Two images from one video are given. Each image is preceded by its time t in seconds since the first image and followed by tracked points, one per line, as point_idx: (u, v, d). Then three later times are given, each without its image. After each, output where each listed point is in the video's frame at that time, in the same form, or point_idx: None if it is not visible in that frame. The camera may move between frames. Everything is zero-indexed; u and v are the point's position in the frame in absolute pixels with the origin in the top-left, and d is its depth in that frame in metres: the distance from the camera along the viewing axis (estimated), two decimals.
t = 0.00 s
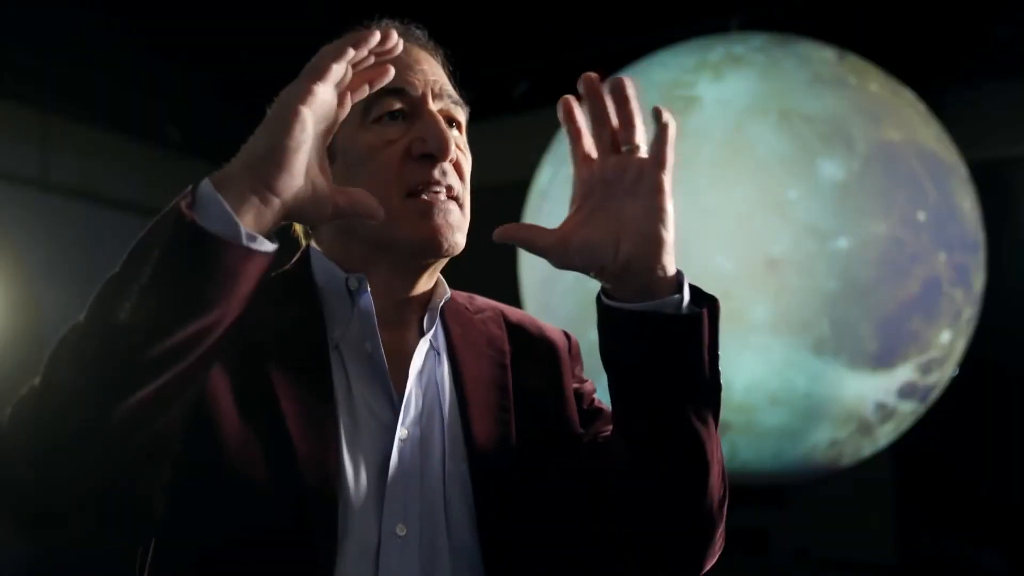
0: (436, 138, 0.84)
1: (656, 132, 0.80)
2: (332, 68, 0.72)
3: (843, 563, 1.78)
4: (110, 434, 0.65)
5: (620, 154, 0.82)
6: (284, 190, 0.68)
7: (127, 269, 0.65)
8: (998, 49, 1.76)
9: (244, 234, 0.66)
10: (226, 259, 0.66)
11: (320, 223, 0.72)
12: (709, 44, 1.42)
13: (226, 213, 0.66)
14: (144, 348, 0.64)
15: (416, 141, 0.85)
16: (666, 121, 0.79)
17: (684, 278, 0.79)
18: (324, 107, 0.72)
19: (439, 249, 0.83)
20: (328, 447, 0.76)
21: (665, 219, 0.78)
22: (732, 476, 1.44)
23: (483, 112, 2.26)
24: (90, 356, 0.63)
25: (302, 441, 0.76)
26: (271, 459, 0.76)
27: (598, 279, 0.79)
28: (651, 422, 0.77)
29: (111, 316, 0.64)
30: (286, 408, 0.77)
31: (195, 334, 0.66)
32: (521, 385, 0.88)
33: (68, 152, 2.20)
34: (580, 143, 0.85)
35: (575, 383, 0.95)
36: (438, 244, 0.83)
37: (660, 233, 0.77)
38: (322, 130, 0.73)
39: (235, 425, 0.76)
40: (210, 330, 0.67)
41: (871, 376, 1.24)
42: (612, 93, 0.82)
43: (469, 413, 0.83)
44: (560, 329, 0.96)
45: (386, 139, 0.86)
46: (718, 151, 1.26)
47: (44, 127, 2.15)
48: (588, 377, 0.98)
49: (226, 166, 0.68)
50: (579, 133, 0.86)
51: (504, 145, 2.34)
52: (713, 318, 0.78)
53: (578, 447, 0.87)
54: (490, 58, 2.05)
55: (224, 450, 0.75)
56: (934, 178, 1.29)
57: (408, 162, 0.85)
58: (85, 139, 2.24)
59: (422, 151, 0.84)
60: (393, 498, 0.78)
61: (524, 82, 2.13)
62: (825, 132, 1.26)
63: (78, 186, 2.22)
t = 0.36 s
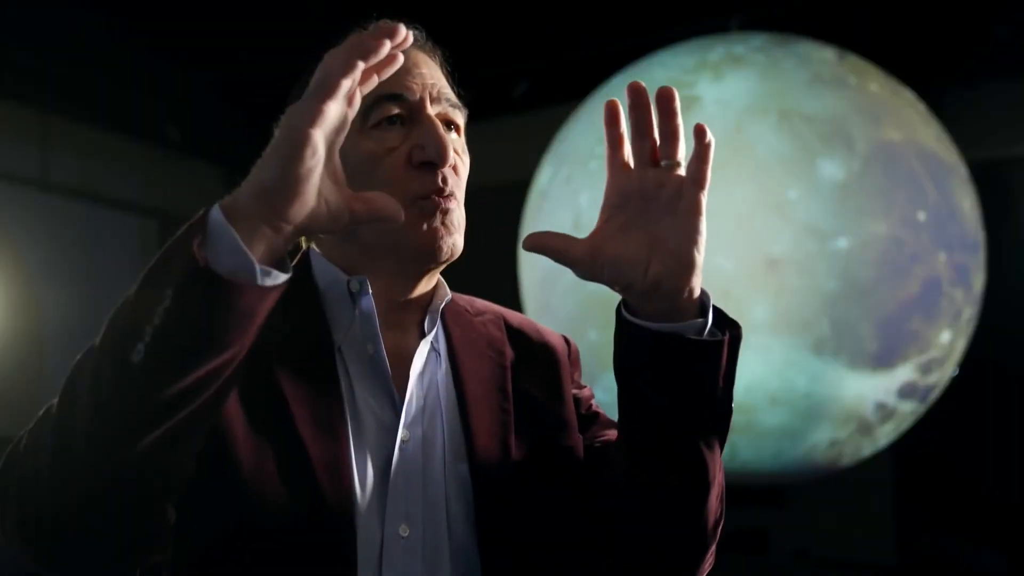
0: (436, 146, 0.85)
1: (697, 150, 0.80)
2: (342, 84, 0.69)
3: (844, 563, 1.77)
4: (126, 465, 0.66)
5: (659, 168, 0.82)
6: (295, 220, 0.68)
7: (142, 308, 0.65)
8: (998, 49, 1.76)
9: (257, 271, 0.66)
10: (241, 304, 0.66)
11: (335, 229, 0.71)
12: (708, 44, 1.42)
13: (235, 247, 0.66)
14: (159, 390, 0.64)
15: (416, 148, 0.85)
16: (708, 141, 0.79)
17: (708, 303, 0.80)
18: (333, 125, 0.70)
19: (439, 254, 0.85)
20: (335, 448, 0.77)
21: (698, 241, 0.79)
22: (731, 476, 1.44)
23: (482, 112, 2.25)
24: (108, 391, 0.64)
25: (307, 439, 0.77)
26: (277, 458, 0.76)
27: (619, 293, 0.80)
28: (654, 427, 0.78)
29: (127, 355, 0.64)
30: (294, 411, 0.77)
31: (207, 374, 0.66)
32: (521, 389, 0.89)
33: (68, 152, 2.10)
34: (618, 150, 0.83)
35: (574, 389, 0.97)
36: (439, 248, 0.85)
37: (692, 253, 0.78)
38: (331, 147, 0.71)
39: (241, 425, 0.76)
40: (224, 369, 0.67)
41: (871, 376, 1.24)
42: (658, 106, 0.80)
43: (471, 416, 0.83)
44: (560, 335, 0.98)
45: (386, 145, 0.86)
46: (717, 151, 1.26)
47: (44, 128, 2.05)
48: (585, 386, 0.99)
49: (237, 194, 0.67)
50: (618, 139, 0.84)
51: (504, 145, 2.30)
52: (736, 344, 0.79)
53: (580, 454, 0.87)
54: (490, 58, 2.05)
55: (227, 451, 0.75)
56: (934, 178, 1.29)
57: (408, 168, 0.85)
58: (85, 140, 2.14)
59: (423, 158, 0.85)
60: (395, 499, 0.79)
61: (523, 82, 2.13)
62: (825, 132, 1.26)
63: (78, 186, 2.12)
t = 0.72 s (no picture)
0: (431, 143, 0.85)
1: (699, 171, 0.80)
2: (347, 58, 0.75)
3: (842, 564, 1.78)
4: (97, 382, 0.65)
5: (667, 189, 0.82)
6: (287, 159, 0.69)
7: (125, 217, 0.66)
8: (999, 48, 1.76)
9: (246, 195, 0.67)
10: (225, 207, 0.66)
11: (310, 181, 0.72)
12: (708, 44, 1.42)
13: (231, 173, 0.67)
14: (137, 282, 0.64)
15: (411, 146, 0.85)
16: (709, 161, 0.79)
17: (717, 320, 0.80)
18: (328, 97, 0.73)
19: (433, 252, 0.84)
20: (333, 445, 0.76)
21: (708, 262, 0.79)
22: (732, 476, 1.44)
23: (482, 112, 2.25)
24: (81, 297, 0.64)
25: (301, 440, 0.76)
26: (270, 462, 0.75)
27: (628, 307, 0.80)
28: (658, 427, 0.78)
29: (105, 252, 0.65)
30: (287, 411, 0.77)
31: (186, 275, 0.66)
32: (525, 391, 0.89)
33: (68, 153, 2.22)
34: (629, 167, 0.83)
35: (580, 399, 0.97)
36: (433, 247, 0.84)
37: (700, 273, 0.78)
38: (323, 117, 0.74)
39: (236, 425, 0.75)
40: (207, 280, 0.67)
41: (871, 376, 1.24)
42: (665, 130, 0.81)
43: (474, 416, 0.83)
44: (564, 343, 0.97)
45: (380, 145, 0.86)
46: (717, 151, 1.26)
47: (42, 126, 2.16)
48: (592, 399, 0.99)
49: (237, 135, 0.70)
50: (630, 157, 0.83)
51: (504, 145, 2.35)
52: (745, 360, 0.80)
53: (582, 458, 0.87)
54: (489, 58, 2.04)
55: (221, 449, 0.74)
56: (933, 178, 1.29)
57: (402, 166, 0.85)
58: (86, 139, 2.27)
59: (417, 156, 0.84)
60: (398, 499, 0.78)
61: (523, 82, 2.13)
62: (825, 132, 1.26)
63: (78, 186, 2.23)
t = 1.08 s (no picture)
0: (434, 134, 0.85)
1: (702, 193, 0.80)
2: (371, 63, 0.72)
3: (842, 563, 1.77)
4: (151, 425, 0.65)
5: (670, 211, 0.82)
6: (338, 181, 0.68)
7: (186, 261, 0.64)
8: (999, 48, 1.76)
9: (298, 224, 0.67)
10: (285, 261, 0.66)
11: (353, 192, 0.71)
12: (708, 44, 1.42)
13: (285, 207, 0.67)
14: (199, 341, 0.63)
15: (414, 137, 0.86)
16: (711, 183, 0.79)
17: (717, 343, 0.81)
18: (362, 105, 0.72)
19: (440, 241, 0.85)
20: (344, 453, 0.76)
21: (709, 286, 0.79)
22: (732, 476, 1.44)
23: (483, 112, 2.25)
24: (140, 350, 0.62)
25: (317, 446, 0.76)
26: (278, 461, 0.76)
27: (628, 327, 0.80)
28: (660, 433, 0.78)
29: (167, 310, 0.62)
30: (298, 411, 0.77)
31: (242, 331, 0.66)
32: (524, 393, 0.90)
33: (67, 152, 2.12)
34: (634, 188, 0.84)
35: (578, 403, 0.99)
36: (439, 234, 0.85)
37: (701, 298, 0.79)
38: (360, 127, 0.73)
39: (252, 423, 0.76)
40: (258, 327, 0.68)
41: (871, 376, 1.24)
42: (668, 153, 0.81)
43: (475, 420, 0.83)
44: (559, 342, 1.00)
45: (385, 135, 0.86)
46: (717, 151, 1.26)
47: (42, 128, 2.07)
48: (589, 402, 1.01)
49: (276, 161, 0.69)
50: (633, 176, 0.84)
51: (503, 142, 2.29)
52: (743, 383, 0.81)
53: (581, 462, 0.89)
54: (490, 58, 2.04)
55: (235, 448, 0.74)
56: (933, 178, 1.29)
57: (406, 158, 0.86)
58: (88, 139, 2.17)
59: (421, 147, 0.85)
60: (402, 505, 0.78)
61: (524, 82, 2.13)
62: (825, 132, 1.25)
63: (78, 186, 2.15)
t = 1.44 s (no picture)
0: (431, 136, 0.82)
1: (712, 208, 0.79)
2: (410, 96, 0.67)
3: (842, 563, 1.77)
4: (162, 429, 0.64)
5: (680, 224, 0.82)
6: (366, 209, 0.66)
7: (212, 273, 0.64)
8: (1000, 48, 1.75)
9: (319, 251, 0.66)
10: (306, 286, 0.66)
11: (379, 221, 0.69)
12: (708, 44, 1.42)
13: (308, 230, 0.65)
14: (219, 352, 0.64)
15: (411, 138, 0.83)
16: (722, 198, 0.78)
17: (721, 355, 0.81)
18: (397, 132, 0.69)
19: (434, 248, 0.83)
20: (342, 446, 0.77)
21: (716, 299, 0.78)
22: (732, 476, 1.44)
23: (483, 112, 2.25)
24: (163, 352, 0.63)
25: (320, 439, 0.76)
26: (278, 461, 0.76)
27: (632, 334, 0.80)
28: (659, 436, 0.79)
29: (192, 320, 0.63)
30: (298, 407, 0.78)
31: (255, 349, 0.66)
32: (522, 396, 0.90)
33: (67, 153, 2.23)
34: (645, 199, 0.84)
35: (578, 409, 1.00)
36: (435, 243, 0.83)
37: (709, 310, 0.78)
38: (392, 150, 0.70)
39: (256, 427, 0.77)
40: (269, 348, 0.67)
41: (871, 376, 1.24)
42: (681, 166, 0.81)
43: (472, 422, 0.84)
44: (559, 346, 1.01)
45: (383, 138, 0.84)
46: (717, 150, 1.26)
47: (42, 128, 2.18)
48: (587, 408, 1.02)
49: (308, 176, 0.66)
50: (645, 186, 0.84)
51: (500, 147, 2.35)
52: (746, 397, 0.80)
53: (578, 467, 0.89)
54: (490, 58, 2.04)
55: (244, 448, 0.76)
56: (933, 178, 1.29)
57: (402, 160, 0.83)
58: (88, 139, 2.29)
59: (418, 150, 0.82)
60: (399, 505, 0.78)
61: (523, 82, 2.12)
62: (825, 132, 1.25)
63: (77, 185, 2.26)
